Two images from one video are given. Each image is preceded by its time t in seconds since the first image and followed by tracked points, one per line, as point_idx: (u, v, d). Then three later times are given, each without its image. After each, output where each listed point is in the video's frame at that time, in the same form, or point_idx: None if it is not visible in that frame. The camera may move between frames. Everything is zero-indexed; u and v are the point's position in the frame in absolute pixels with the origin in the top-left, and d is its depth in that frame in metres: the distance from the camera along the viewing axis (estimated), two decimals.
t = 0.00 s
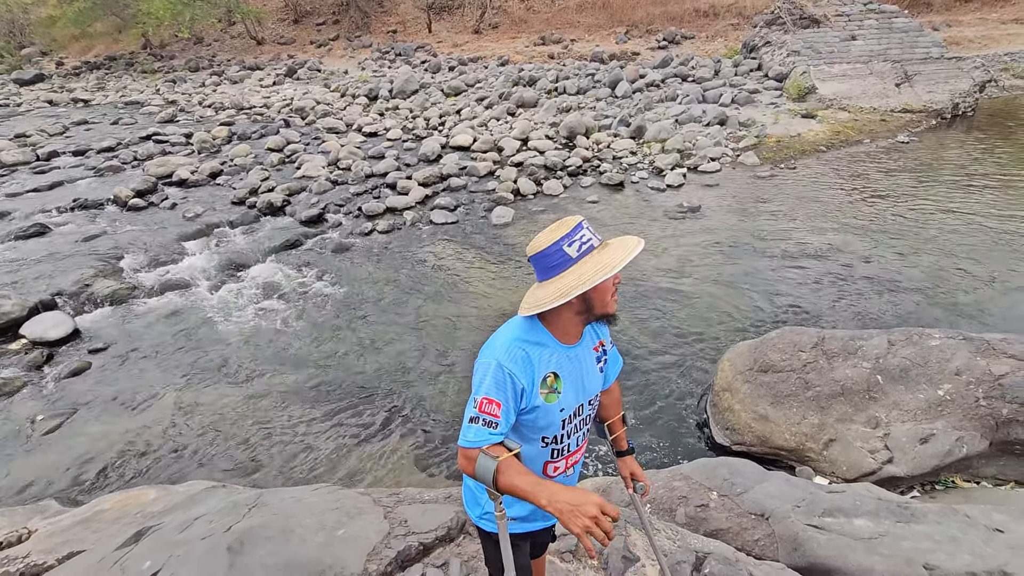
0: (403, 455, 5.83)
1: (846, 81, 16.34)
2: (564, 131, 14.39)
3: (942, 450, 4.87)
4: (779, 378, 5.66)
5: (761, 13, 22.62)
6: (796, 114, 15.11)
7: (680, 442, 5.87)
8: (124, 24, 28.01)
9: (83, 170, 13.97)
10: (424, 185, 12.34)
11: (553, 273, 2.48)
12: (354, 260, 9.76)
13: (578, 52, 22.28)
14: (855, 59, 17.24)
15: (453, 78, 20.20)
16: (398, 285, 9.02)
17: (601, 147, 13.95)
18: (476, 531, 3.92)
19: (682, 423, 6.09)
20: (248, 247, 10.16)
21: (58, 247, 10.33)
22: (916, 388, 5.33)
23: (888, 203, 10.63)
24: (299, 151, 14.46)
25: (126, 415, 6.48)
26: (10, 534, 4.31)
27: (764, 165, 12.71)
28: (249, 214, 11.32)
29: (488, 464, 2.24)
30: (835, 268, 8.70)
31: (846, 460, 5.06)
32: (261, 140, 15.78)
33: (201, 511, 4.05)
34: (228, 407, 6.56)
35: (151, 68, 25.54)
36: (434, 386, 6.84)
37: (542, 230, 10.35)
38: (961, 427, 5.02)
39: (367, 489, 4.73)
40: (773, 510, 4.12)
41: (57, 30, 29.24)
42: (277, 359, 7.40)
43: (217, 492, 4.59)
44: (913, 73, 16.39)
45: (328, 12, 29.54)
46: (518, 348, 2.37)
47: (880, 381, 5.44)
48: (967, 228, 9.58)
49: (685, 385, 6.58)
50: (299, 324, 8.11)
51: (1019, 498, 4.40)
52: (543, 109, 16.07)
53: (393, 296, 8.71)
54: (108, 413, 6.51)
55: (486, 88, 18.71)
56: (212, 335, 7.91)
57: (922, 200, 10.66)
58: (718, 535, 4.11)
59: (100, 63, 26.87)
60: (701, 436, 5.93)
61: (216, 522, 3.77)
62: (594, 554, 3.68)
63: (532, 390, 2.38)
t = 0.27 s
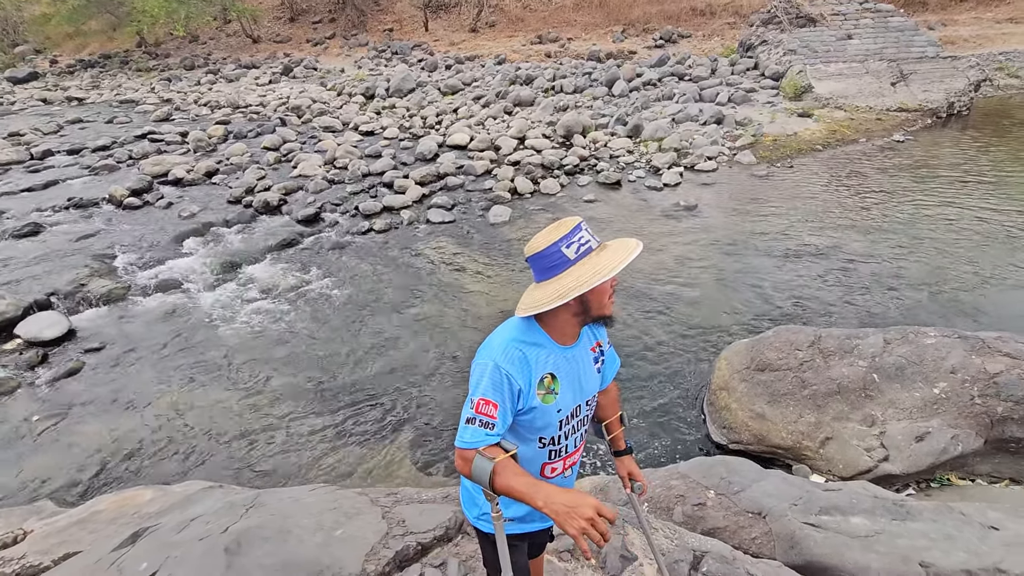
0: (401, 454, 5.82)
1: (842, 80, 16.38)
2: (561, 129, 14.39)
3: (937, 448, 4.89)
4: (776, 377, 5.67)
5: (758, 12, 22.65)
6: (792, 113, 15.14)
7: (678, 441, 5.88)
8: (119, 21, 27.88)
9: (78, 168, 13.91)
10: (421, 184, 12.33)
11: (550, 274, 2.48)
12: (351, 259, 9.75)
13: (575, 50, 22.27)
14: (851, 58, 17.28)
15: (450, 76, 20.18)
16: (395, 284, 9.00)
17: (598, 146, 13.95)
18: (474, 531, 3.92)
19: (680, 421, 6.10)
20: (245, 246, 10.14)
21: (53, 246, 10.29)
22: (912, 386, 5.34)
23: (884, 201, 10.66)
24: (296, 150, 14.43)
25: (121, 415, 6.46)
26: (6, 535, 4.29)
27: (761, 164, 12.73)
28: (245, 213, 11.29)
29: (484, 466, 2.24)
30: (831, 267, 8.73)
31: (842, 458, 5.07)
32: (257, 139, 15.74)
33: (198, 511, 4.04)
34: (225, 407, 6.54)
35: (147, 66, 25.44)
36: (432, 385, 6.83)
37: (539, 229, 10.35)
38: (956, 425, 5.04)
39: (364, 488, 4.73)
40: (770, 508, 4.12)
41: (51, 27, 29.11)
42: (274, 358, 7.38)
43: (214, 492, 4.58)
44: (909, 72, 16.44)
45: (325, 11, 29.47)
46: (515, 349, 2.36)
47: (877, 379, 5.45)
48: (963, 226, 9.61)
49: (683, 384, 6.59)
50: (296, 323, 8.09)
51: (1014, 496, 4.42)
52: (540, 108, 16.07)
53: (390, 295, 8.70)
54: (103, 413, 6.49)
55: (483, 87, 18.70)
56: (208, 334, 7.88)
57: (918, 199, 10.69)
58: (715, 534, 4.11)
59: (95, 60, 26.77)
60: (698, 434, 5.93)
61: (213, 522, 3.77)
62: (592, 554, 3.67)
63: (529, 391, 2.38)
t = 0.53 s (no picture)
0: (398, 454, 5.82)
1: (838, 79, 16.41)
2: (559, 128, 14.38)
3: (934, 446, 4.91)
4: (773, 375, 5.67)
5: (754, 11, 22.68)
6: (789, 112, 15.15)
7: (675, 440, 5.88)
8: (114, 20, 27.76)
9: (72, 168, 13.84)
10: (418, 183, 12.31)
11: (547, 273, 2.47)
12: (348, 259, 9.72)
13: (571, 49, 22.27)
14: (847, 57, 17.31)
15: (447, 75, 20.15)
16: (392, 284, 8.98)
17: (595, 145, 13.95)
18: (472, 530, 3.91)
19: (677, 420, 6.10)
20: (241, 246, 10.11)
21: (47, 246, 10.24)
22: (908, 384, 5.36)
23: (881, 200, 10.68)
24: (292, 149, 14.39)
25: (117, 416, 6.43)
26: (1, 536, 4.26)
27: (757, 163, 12.75)
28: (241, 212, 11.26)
29: (481, 466, 2.23)
30: (828, 265, 8.74)
31: (839, 456, 5.08)
32: (253, 138, 15.70)
33: (195, 512, 4.03)
34: (221, 407, 6.52)
35: (142, 65, 25.34)
36: (429, 385, 6.82)
37: (536, 228, 10.35)
38: (952, 423, 5.05)
39: (361, 488, 4.72)
40: (768, 507, 4.12)
41: (45, 26, 28.96)
42: (270, 358, 7.35)
43: (210, 493, 4.56)
44: (904, 71, 16.48)
45: (321, 10, 29.38)
46: (512, 348, 2.35)
47: (873, 377, 5.46)
48: (959, 225, 9.64)
49: (680, 383, 6.59)
50: (293, 323, 8.07)
51: (1010, 493, 4.44)
52: (537, 107, 16.06)
53: (387, 295, 8.68)
54: (99, 414, 6.46)
55: (479, 86, 18.68)
56: (204, 334, 7.85)
57: (915, 197, 10.71)
58: (713, 532, 4.11)
59: (89, 59, 26.65)
60: (696, 433, 5.94)
61: (210, 523, 3.75)
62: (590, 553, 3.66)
63: (525, 391, 2.37)
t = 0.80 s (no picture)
0: (396, 454, 5.81)
1: (836, 78, 16.42)
2: (556, 128, 14.37)
3: (931, 444, 4.91)
4: (771, 374, 5.67)
5: (752, 11, 22.69)
6: (786, 111, 15.16)
7: (673, 439, 5.88)
8: (110, 19, 27.67)
9: (68, 168, 13.80)
10: (415, 182, 12.29)
11: (542, 273, 2.46)
12: (345, 259, 9.71)
13: (569, 49, 22.26)
14: (844, 57, 17.33)
15: (444, 75, 20.13)
16: (390, 283, 8.98)
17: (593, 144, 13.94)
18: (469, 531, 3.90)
19: (674, 419, 6.11)
20: (238, 245, 10.09)
21: (43, 246, 10.21)
22: (905, 383, 5.37)
23: (878, 199, 10.70)
24: (290, 149, 14.37)
25: (114, 416, 6.41)
26: None
27: (755, 162, 12.76)
28: (239, 212, 11.23)
29: (477, 467, 2.22)
30: (825, 264, 8.75)
31: (837, 455, 5.08)
32: (250, 137, 15.66)
33: (192, 513, 4.02)
34: (219, 407, 6.50)
35: (138, 65, 25.26)
36: (427, 385, 6.81)
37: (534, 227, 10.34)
38: (949, 422, 5.06)
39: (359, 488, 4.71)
40: (766, 506, 4.13)
41: (41, 25, 28.87)
42: (268, 358, 7.34)
43: (208, 494, 4.55)
44: (901, 70, 16.50)
45: (318, 9, 29.32)
46: (508, 349, 2.35)
47: (870, 376, 5.47)
48: (956, 224, 9.66)
49: (678, 382, 6.59)
50: (291, 323, 8.06)
51: (1007, 491, 4.44)
52: (535, 106, 16.06)
53: (384, 295, 8.67)
54: (96, 415, 6.44)
55: (477, 85, 18.66)
56: (201, 334, 7.83)
57: (912, 196, 10.73)
58: (711, 532, 4.11)
59: (86, 59, 26.56)
60: (693, 432, 5.94)
61: (207, 524, 3.74)
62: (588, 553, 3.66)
63: (521, 391, 2.36)
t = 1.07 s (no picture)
0: (394, 455, 5.80)
1: (833, 77, 16.44)
2: (555, 127, 14.37)
3: (929, 443, 4.91)
4: (770, 373, 5.67)
5: (749, 10, 22.71)
6: (784, 110, 15.17)
7: (671, 438, 5.88)
8: (107, 19, 27.62)
9: (65, 168, 13.76)
10: (414, 182, 12.27)
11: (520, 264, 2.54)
12: (344, 259, 9.69)
13: (567, 48, 22.26)
14: (842, 56, 17.35)
15: (442, 74, 20.11)
16: (388, 283, 8.97)
17: (591, 144, 13.94)
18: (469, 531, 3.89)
19: (673, 419, 6.11)
20: (236, 246, 10.07)
21: (41, 247, 10.18)
22: (904, 382, 5.37)
23: (875, 198, 10.71)
24: (288, 148, 14.34)
25: (111, 417, 6.39)
26: None
27: (753, 162, 12.76)
28: (236, 212, 11.21)
29: (476, 468, 2.21)
30: (823, 263, 8.75)
31: (836, 454, 5.08)
32: (248, 137, 15.64)
33: (190, 515, 4.00)
34: (217, 408, 6.49)
35: (135, 65, 25.20)
36: (426, 385, 6.80)
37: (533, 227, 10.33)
38: (948, 420, 5.06)
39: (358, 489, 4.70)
40: (765, 505, 4.12)
41: (38, 25, 28.80)
42: (265, 359, 7.33)
43: (206, 495, 4.53)
44: (899, 70, 16.52)
45: (315, 9, 29.30)
46: (506, 349, 2.34)
47: (869, 375, 5.47)
48: (954, 222, 9.67)
49: (676, 382, 6.59)
50: (289, 323, 8.05)
51: (1005, 490, 4.45)
52: (533, 106, 16.05)
53: (383, 295, 8.66)
54: (93, 416, 6.43)
55: (475, 85, 18.65)
56: (199, 335, 7.82)
57: (909, 195, 10.74)
58: (710, 531, 4.10)
59: (82, 59, 26.49)
60: (692, 431, 5.94)
61: (205, 526, 3.72)
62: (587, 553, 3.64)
63: (520, 391, 2.35)
